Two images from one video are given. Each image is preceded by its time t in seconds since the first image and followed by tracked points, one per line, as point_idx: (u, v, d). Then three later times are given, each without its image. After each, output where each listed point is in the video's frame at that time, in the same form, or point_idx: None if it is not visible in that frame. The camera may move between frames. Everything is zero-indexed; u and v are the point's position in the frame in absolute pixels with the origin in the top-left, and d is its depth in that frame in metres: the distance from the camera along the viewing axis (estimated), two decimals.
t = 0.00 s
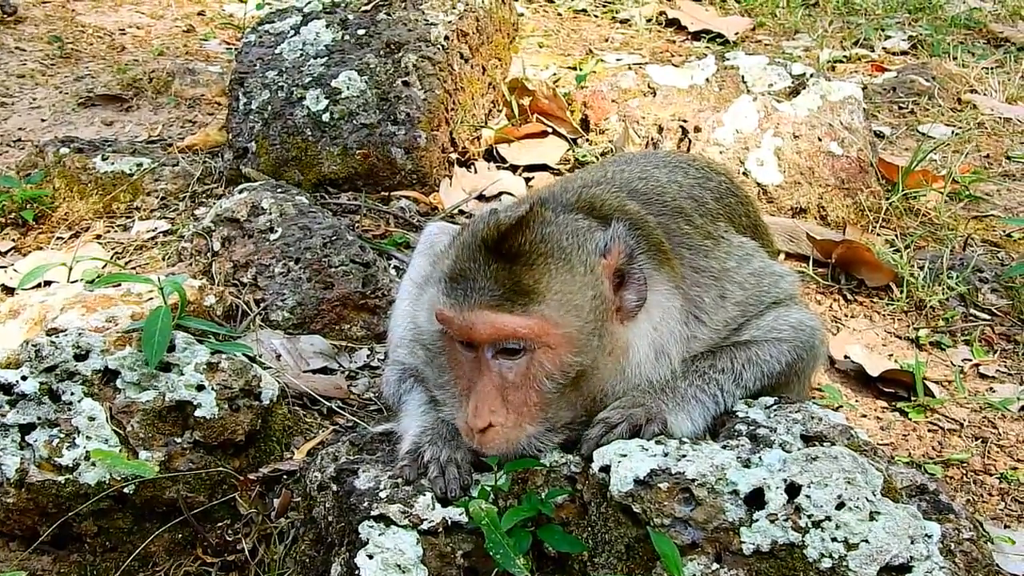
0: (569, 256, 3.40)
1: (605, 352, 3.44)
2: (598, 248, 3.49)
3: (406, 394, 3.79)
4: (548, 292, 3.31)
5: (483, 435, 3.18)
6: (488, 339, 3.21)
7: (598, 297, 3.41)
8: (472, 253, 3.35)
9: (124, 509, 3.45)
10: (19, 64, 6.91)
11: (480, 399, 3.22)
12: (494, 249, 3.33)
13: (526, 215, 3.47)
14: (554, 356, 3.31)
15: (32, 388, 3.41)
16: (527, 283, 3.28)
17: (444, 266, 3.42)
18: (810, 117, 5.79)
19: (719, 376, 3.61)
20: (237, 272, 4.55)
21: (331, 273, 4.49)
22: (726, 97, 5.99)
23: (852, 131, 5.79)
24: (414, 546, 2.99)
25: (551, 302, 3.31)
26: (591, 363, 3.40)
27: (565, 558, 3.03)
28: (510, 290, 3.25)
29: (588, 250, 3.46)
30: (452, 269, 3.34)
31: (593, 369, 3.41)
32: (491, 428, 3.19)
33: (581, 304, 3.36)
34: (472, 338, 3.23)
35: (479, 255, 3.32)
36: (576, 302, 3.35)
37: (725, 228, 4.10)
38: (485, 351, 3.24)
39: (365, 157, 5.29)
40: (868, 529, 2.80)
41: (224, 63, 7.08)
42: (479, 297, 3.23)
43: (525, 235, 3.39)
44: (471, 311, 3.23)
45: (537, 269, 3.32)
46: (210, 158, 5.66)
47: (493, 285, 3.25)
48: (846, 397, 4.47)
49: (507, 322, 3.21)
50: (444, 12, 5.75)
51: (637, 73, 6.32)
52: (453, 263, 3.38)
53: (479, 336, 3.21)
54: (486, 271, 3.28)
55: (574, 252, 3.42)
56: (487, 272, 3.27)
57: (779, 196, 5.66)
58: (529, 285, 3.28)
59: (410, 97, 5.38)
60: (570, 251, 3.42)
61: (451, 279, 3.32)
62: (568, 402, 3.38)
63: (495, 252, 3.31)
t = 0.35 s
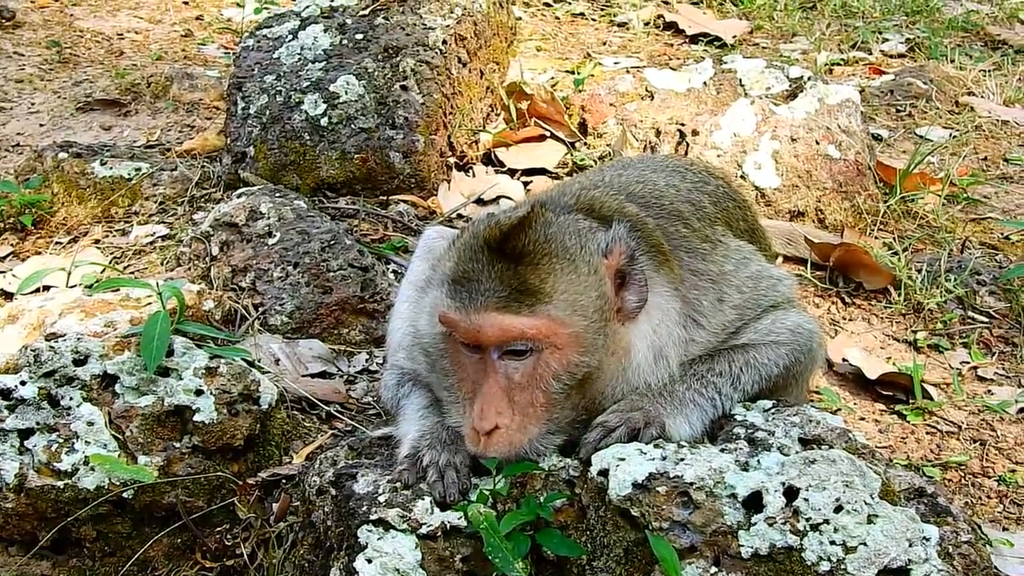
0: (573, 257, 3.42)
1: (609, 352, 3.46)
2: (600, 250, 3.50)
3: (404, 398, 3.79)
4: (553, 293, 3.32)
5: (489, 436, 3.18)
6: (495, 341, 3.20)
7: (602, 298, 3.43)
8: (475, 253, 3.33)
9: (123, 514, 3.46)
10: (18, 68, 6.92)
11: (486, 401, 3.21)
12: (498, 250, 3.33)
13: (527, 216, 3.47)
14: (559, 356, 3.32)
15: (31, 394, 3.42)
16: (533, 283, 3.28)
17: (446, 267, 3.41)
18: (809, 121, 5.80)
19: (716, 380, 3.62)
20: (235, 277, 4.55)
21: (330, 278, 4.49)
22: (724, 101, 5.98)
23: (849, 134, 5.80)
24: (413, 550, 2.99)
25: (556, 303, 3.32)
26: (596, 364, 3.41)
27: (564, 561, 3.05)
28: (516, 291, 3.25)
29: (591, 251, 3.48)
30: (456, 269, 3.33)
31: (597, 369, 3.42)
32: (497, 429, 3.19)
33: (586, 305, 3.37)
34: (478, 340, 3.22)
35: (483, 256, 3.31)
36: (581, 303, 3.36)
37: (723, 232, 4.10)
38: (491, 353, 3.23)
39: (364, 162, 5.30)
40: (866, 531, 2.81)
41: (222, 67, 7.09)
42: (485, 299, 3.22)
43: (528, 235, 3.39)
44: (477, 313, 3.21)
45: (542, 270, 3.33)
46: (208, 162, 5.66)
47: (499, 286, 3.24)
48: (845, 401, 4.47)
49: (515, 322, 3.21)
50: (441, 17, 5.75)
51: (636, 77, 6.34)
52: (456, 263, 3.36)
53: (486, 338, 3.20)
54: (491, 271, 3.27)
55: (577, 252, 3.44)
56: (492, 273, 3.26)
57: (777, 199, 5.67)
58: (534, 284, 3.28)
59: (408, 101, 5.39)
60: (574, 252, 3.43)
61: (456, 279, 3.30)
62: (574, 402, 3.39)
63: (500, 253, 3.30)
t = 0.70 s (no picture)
0: (599, 202, 3.46)
1: (647, 295, 3.43)
2: (622, 206, 3.55)
3: (403, 398, 3.79)
4: (588, 231, 3.32)
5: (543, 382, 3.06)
6: (541, 281, 3.14)
7: (631, 243, 3.44)
8: (502, 208, 3.34)
9: (120, 516, 3.46)
10: (16, 71, 6.93)
11: (539, 345, 3.11)
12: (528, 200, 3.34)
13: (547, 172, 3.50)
14: (604, 295, 3.27)
15: (28, 395, 3.41)
16: (569, 223, 3.28)
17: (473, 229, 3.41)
18: (806, 123, 5.80)
19: (713, 382, 3.62)
20: (234, 278, 4.56)
21: (328, 279, 4.50)
22: (722, 103, 5.99)
23: (847, 136, 5.82)
24: (409, 551, 2.98)
25: (594, 239, 3.32)
26: (637, 304, 3.37)
27: (560, 562, 3.06)
28: (554, 230, 3.24)
29: (612, 200, 3.54)
30: (486, 225, 3.32)
31: (637, 311, 3.38)
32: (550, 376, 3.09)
33: (620, 242, 3.39)
34: (521, 284, 3.16)
35: (511, 207, 3.31)
36: (615, 241, 3.37)
37: (728, 233, 4.15)
38: (538, 297, 3.15)
39: (361, 164, 5.30)
40: (862, 533, 2.80)
41: (220, 70, 7.10)
42: (525, 241, 3.21)
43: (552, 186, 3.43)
44: (519, 255, 3.18)
45: (574, 211, 3.34)
46: (206, 165, 5.66)
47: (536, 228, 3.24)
48: (841, 404, 4.47)
49: (557, 260, 3.18)
50: (439, 19, 5.76)
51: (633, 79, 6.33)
52: (483, 222, 3.36)
53: (531, 279, 3.14)
54: (524, 217, 3.27)
55: (602, 199, 3.48)
56: (527, 219, 3.27)
57: (774, 203, 5.68)
58: (570, 222, 3.29)
59: (406, 103, 5.39)
60: (599, 199, 3.48)
61: (487, 235, 3.29)
62: (618, 345, 3.34)
63: (529, 200, 3.31)
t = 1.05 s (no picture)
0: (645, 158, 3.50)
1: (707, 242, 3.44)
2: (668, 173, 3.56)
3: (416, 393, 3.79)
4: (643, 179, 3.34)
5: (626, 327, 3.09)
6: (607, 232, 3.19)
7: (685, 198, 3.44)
8: (549, 169, 3.35)
9: (117, 518, 3.46)
10: (14, 73, 6.93)
11: (612, 296, 3.13)
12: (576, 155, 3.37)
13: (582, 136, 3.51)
14: (669, 238, 3.28)
15: (25, 398, 3.40)
16: (625, 171, 3.31)
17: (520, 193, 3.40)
18: (804, 126, 5.81)
19: (718, 386, 3.62)
20: (231, 281, 4.56)
21: (326, 282, 4.50)
22: (720, 106, 5.99)
23: (845, 139, 5.80)
24: (406, 554, 2.98)
25: (652, 185, 3.34)
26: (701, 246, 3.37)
27: (557, 565, 3.06)
28: (612, 181, 3.27)
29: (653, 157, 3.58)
30: (536, 187, 3.33)
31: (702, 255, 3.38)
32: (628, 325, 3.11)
33: (674, 189, 3.41)
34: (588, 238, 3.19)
35: (559, 166, 3.33)
36: (670, 187, 3.39)
37: (751, 237, 4.14)
38: (605, 247, 3.19)
39: (359, 167, 5.30)
40: (859, 536, 2.80)
41: (219, 72, 7.10)
42: (586, 196, 3.24)
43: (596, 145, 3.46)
44: (583, 209, 3.22)
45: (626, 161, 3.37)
46: (204, 167, 5.66)
47: (595, 181, 3.27)
48: (840, 406, 4.46)
49: (621, 210, 3.22)
50: (438, 22, 5.76)
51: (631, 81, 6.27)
52: (532, 185, 3.36)
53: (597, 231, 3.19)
54: (577, 173, 3.29)
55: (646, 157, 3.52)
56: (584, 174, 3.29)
57: (772, 205, 5.67)
58: (625, 171, 3.32)
59: (403, 106, 5.38)
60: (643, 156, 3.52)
61: (541, 197, 3.30)
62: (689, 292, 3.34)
63: (579, 156, 3.32)
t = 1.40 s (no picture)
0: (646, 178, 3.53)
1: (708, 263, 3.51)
2: (665, 187, 3.59)
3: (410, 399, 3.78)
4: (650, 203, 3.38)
5: (640, 356, 3.13)
6: (620, 259, 3.22)
7: (685, 215, 3.48)
8: (554, 193, 3.36)
9: (112, 520, 3.45)
10: (11, 74, 6.92)
11: (627, 323, 3.16)
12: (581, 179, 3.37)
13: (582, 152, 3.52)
14: (674, 263, 3.35)
15: (20, 399, 3.40)
16: (631, 195, 3.33)
17: (526, 215, 3.40)
18: (802, 127, 5.81)
19: (714, 387, 3.62)
20: (227, 282, 4.55)
21: (322, 283, 4.49)
22: (717, 107, 6.00)
23: (842, 141, 5.80)
24: (402, 556, 2.97)
25: (657, 209, 3.37)
26: (703, 270, 3.45)
27: (553, 567, 3.06)
28: (619, 205, 3.29)
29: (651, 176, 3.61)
30: (543, 212, 3.33)
31: (704, 278, 3.45)
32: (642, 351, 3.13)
33: (678, 211, 3.45)
34: (600, 266, 3.21)
35: (564, 190, 3.34)
36: (674, 210, 3.44)
37: (744, 239, 4.15)
38: (618, 274, 3.22)
39: (356, 167, 5.30)
40: (855, 538, 2.79)
41: (216, 73, 7.09)
42: (598, 223, 3.25)
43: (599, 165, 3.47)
44: (596, 236, 3.23)
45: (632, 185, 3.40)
46: (201, 168, 5.66)
47: (605, 207, 3.28)
48: (836, 408, 4.46)
49: (631, 236, 3.25)
50: (435, 22, 5.76)
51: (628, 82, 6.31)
52: (537, 209, 3.37)
53: (611, 259, 3.21)
54: (583, 197, 3.30)
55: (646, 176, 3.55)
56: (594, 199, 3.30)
57: (769, 206, 5.66)
58: (631, 194, 3.34)
59: (400, 106, 5.39)
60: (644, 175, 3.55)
61: (549, 222, 3.31)
62: (693, 311, 3.42)
63: (584, 179, 3.33)
